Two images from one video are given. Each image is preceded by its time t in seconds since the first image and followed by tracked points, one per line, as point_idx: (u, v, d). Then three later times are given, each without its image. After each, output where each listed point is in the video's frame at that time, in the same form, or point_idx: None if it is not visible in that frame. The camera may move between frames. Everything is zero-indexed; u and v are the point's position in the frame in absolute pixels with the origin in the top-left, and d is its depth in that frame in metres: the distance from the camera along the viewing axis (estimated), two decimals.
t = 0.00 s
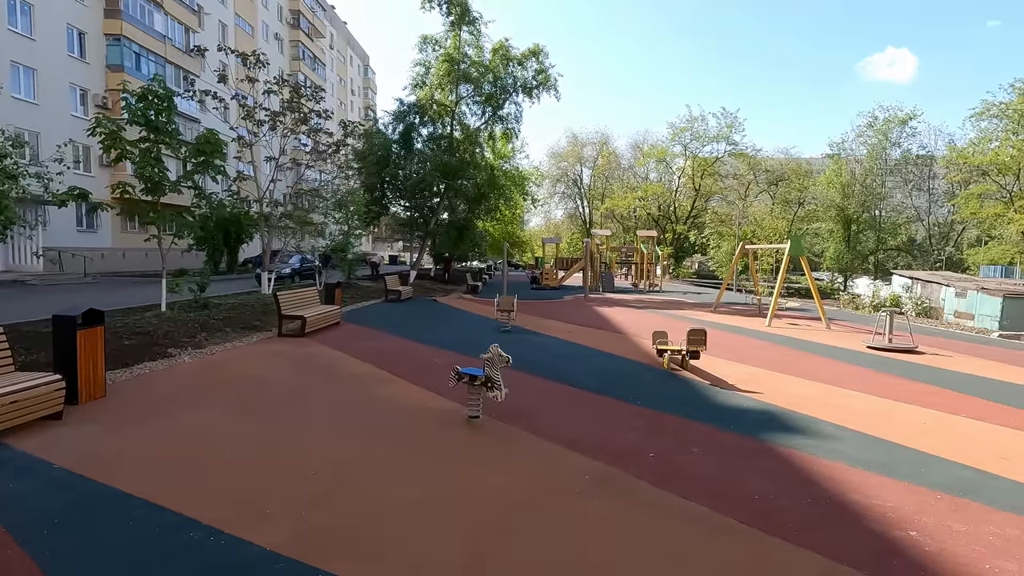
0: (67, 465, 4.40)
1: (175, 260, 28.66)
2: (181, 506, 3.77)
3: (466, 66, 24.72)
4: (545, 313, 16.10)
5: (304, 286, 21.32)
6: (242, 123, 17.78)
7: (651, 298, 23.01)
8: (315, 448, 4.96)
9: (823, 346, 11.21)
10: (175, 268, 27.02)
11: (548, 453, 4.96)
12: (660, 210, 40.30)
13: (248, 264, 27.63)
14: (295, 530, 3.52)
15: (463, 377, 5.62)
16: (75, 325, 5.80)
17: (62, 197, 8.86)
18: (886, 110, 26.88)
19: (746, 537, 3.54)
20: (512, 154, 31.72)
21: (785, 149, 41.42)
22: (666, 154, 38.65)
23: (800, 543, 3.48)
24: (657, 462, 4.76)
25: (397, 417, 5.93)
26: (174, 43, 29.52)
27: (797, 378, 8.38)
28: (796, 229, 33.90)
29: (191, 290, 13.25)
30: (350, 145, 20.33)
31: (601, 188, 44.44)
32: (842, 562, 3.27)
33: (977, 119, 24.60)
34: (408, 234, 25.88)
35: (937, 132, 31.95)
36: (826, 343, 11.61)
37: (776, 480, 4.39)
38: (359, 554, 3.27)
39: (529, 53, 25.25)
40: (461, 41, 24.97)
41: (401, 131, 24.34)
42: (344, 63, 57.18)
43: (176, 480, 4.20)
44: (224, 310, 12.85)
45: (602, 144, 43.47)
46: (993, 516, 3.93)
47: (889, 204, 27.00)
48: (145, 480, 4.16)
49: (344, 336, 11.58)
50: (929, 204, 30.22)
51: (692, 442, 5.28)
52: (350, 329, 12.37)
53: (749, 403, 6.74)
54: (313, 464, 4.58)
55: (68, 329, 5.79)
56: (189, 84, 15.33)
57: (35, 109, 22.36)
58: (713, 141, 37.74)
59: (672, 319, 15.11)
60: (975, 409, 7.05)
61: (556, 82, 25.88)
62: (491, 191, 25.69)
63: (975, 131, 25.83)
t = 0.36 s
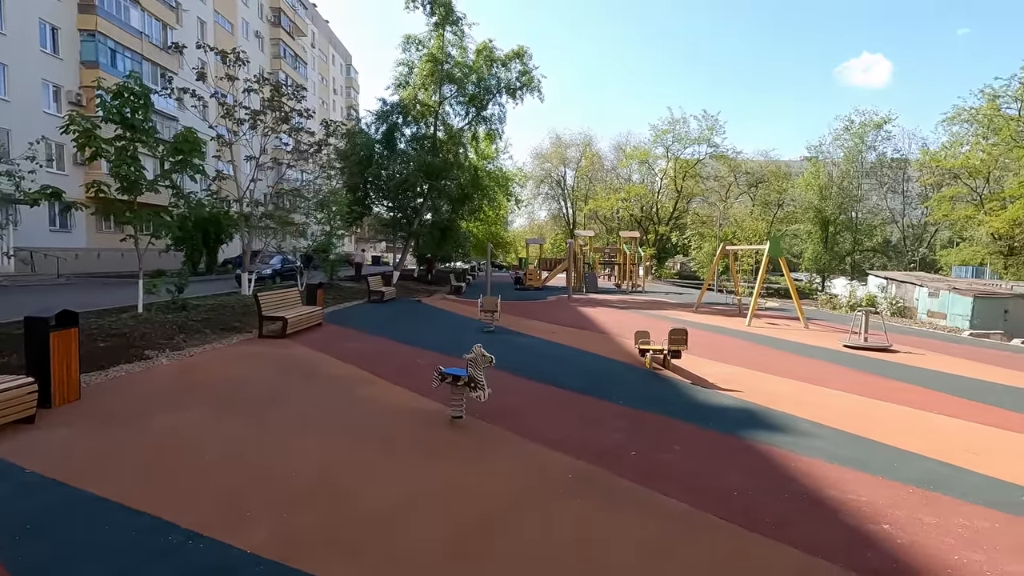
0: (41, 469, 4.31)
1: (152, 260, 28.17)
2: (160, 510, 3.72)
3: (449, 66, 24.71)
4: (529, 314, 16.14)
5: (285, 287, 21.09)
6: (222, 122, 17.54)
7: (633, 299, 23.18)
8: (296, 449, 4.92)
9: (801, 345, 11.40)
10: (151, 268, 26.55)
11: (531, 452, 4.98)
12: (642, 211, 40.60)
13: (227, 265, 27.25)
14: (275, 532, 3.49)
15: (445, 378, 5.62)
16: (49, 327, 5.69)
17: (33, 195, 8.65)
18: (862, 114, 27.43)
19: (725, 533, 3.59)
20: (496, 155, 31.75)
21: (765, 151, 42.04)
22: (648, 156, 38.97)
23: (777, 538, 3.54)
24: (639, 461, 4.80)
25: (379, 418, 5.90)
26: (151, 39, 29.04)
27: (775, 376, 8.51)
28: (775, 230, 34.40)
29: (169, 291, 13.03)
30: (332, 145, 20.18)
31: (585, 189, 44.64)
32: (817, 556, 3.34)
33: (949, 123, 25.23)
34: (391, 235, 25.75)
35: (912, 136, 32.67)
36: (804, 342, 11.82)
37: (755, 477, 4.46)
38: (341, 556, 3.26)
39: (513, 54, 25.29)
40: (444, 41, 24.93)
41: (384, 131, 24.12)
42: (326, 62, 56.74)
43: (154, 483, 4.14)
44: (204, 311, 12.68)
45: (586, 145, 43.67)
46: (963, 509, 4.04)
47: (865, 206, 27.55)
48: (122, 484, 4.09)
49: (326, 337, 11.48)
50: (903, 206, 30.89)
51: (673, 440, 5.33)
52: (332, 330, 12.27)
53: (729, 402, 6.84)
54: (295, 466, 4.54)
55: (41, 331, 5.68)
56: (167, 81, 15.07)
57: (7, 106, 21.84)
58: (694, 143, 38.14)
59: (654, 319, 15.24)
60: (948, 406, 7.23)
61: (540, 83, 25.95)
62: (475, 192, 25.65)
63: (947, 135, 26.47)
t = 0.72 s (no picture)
0: None
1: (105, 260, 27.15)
2: (116, 519, 3.62)
3: (416, 66, 24.61)
4: (497, 314, 16.18)
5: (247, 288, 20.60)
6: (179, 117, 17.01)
7: (600, 299, 23.46)
8: (259, 454, 4.84)
9: (760, 343, 11.75)
10: (104, 269, 25.62)
11: (498, 452, 5.01)
12: (609, 212, 41.08)
13: (185, 266, 26.50)
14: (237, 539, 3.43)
15: (413, 379, 5.59)
16: None
17: None
18: (818, 120, 28.40)
19: (687, 527, 3.69)
20: (463, 155, 31.72)
21: (727, 154, 43.10)
22: (614, 158, 39.47)
23: (735, 530, 3.66)
24: (604, 457, 4.88)
25: (344, 421, 5.85)
26: (103, 30, 27.97)
27: (735, 373, 8.75)
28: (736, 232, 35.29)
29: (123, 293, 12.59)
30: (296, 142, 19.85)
31: (552, 190, 44.97)
32: (773, 546, 3.46)
33: (897, 130, 26.37)
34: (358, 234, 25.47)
35: (864, 142, 33.98)
36: (763, 340, 12.18)
37: (715, 471, 4.59)
38: (306, 561, 3.23)
39: (481, 55, 25.31)
40: (411, 40, 24.79)
41: (349, 129, 23.71)
42: (289, 58, 55.62)
43: (108, 491, 4.02)
44: (160, 313, 12.30)
45: (553, 147, 43.94)
46: (909, 497, 4.24)
47: (820, 208, 28.55)
48: (74, 494, 3.96)
49: (290, 339, 11.27)
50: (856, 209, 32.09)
51: (637, 437, 5.44)
52: (296, 332, 12.07)
53: (692, 399, 7.00)
54: (257, 471, 4.46)
55: None
56: (120, 74, 14.52)
57: None
58: (659, 146, 38.80)
59: (620, 318, 15.47)
60: (897, 400, 7.56)
61: (507, 84, 26.02)
62: (443, 192, 25.55)
63: (897, 142, 27.61)
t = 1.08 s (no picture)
0: None
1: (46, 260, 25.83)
2: (66, 531, 3.49)
3: (378, 62, 24.31)
4: (461, 314, 16.15)
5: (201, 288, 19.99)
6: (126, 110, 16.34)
7: (563, 298, 23.66)
8: (216, 459, 4.73)
9: (718, 340, 12.09)
10: (46, 269, 24.42)
11: (464, 451, 5.04)
12: (572, 212, 41.45)
13: (134, 266, 25.49)
14: (196, 548, 3.35)
15: (376, 380, 5.55)
16: None
17: None
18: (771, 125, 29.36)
19: (649, 520, 3.79)
20: (426, 154, 31.50)
21: (686, 156, 44.08)
22: (577, 158, 39.86)
23: (695, 521, 3.78)
24: (569, 454, 4.97)
25: (306, 423, 5.77)
26: (43, 17, 26.59)
27: (694, 369, 9.01)
28: (695, 231, 36.15)
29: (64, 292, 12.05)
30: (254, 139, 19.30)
31: (516, 190, 45.09)
32: (730, 535, 3.59)
33: (845, 135, 27.49)
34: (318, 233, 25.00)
35: (815, 146, 35.31)
36: (721, 337, 12.53)
37: (675, 465, 4.72)
38: (270, 566, 3.19)
39: (444, 54, 25.18)
40: (372, 36, 24.48)
41: (309, 126, 23.27)
42: (245, 52, 54.09)
43: (57, 503, 3.87)
44: (107, 315, 11.79)
45: (517, 146, 44.04)
46: (856, 484, 4.46)
47: (773, 209, 29.55)
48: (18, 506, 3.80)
49: (248, 341, 11.00)
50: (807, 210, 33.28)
51: (601, 433, 5.54)
52: (255, 333, 11.78)
53: (653, 395, 7.16)
54: (217, 476, 4.37)
55: None
56: (62, 64, 13.86)
57: None
58: (621, 147, 39.34)
59: (583, 317, 15.67)
60: (846, 393, 7.90)
61: (471, 83, 25.95)
62: (405, 191, 25.29)
63: (845, 146, 28.77)
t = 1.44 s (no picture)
0: None
1: None
2: (17, 544, 3.35)
3: (339, 56, 23.88)
4: (426, 312, 16.05)
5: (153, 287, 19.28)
6: (70, 100, 15.58)
7: (528, 295, 23.79)
8: (176, 463, 4.59)
9: (680, 335, 12.37)
10: None
11: (433, 449, 5.03)
12: (536, 210, 41.64)
13: (79, 265, 24.35)
14: (159, 556, 3.27)
15: (343, 379, 5.48)
16: None
17: None
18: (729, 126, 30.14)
19: (618, 512, 3.88)
20: (390, 150, 31.13)
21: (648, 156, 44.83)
22: (541, 156, 40.05)
23: (661, 512, 3.88)
24: (538, 450, 5.02)
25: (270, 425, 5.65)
26: None
27: (657, 365, 9.19)
28: (656, 230, 36.82)
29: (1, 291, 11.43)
30: (208, 133, 18.69)
31: (480, 188, 44.97)
32: (695, 525, 3.71)
33: (798, 137, 28.45)
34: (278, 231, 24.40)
35: (770, 148, 36.43)
36: (683, 333, 12.82)
37: (642, 458, 4.82)
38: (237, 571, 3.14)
39: (407, 49, 24.93)
40: (334, 29, 24.05)
41: (267, 120, 22.70)
42: (198, 42, 52.22)
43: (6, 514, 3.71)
44: (50, 317, 11.24)
45: (481, 144, 43.89)
46: (812, 472, 4.65)
47: (731, 208, 30.40)
48: None
49: (205, 341, 10.67)
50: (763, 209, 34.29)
51: (570, 429, 5.60)
52: (212, 334, 11.44)
53: (619, 390, 7.28)
54: (177, 481, 4.24)
55: None
56: None
57: None
58: (584, 146, 39.68)
59: (549, 315, 15.79)
60: (802, 385, 8.21)
61: (435, 80, 25.77)
62: (368, 187, 24.92)
63: (798, 148, 29.77)
